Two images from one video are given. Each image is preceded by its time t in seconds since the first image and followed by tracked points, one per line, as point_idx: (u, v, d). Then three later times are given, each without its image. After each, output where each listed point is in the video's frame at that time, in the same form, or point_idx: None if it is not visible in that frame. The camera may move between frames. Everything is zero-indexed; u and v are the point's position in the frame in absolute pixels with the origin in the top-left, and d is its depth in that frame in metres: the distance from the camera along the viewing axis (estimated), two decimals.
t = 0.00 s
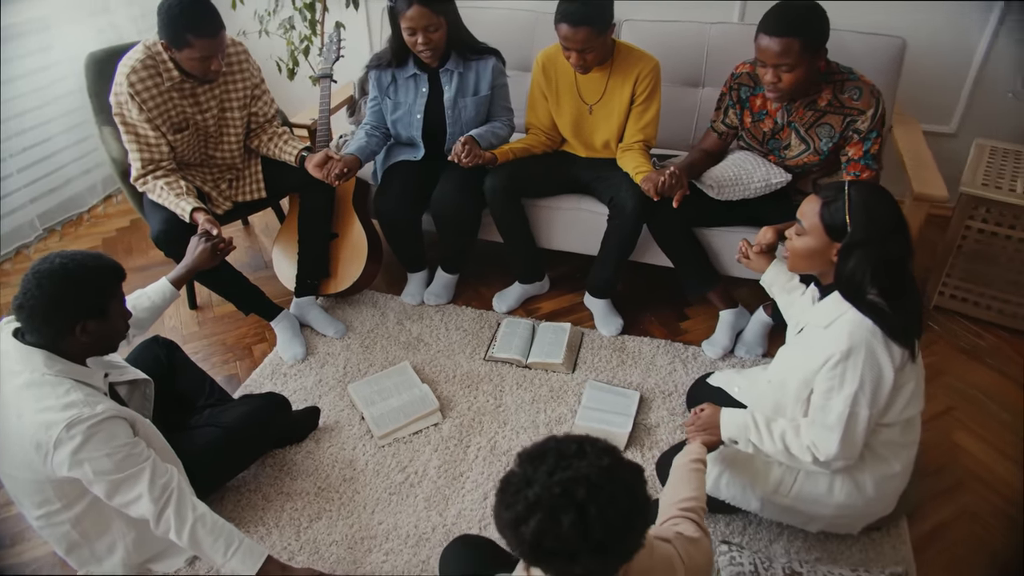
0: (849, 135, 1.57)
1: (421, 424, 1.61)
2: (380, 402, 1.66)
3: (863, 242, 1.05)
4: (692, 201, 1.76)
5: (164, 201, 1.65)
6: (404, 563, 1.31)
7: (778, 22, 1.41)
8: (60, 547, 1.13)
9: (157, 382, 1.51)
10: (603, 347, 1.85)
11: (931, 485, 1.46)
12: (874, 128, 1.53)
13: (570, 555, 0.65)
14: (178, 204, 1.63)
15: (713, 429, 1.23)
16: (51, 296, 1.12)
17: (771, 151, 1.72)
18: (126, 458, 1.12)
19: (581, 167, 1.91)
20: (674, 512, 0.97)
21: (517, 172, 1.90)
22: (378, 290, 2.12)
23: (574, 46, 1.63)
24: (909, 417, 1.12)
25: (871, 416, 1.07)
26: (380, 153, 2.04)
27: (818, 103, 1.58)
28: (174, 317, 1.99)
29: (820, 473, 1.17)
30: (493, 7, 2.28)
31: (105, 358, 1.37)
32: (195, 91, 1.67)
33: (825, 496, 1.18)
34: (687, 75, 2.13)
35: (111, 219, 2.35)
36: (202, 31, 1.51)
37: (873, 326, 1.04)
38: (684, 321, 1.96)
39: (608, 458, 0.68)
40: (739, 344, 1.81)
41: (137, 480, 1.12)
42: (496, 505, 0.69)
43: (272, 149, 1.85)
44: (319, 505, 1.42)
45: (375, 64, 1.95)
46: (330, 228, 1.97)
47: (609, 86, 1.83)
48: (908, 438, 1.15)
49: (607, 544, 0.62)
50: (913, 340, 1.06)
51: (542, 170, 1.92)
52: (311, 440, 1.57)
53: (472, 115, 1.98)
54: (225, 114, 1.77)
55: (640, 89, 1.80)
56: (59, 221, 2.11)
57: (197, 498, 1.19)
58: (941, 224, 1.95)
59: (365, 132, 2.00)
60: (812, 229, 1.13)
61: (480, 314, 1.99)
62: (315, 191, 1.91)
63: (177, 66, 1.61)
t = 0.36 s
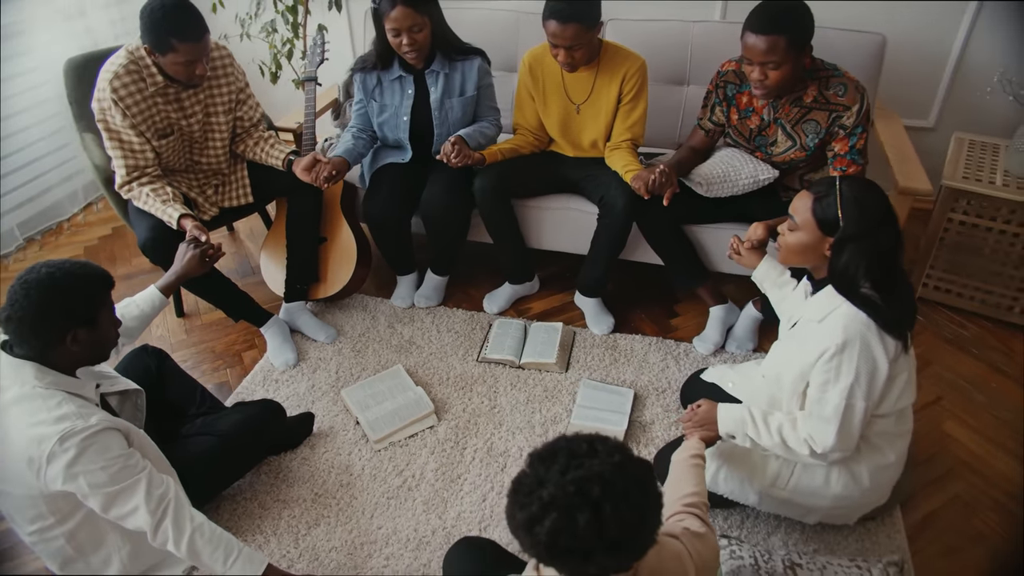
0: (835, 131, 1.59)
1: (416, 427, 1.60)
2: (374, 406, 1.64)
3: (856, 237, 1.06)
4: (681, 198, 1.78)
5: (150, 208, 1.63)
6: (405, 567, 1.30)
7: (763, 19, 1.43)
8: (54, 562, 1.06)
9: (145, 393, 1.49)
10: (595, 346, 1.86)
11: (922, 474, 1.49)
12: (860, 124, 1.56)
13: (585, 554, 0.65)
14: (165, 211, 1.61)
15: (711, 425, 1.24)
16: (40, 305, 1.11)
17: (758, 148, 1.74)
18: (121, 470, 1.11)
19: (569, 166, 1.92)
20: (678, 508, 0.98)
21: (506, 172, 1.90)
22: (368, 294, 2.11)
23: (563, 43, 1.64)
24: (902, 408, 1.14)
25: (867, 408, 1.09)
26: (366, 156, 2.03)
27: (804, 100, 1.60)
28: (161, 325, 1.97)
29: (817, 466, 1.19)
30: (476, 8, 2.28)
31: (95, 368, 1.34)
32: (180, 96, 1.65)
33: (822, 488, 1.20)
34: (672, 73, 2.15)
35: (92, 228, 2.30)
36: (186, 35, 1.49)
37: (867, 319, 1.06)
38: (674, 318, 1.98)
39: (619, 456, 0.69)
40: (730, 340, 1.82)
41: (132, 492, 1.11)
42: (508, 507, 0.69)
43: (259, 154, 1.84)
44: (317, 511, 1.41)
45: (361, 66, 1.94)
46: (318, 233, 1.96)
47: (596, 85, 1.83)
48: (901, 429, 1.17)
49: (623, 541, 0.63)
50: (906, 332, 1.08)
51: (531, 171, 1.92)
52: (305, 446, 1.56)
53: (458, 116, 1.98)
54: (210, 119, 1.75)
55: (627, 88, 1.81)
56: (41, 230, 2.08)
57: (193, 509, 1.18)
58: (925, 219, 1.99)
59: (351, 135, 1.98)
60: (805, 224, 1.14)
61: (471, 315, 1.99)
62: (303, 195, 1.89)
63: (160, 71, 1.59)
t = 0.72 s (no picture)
0: (822, 126, 1.61)
1: (413, 430, 1.59)
2: (370, 410, 1.63)
3: (850, 230, 1.08)
4: (672, 196, 1.79)
5: (137, 215, 1.61)
6: (408, 571, 1.30)
7: (748, 17, 1.45)
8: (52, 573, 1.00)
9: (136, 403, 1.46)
10: (588, 344, 1.87)
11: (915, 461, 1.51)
12: (846, 119, 1.58)
13: (604, 551, 0.65)
14: (153, 217, 1.59)
15: (710, 420, 1.25)
16: (24, 315, 1.09)
17: (746, 145, 1.76)
18: (117, 480, 1.08)
19: (559, 165, 1.92)
20: (684, 503, 0.98)
21: (496, 172, 1.90)
22: (358, 297, 2.09)
23: (553, 36, 1.64)
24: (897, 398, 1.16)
25: (865, 399, 1.10)
26: (354, 159, 2.01)
27: (790, 96, 1.62)
28: (148, 333, 1.94)
29: (815, 457, 1.21)
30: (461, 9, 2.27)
31: (85, 379, 1.31)
32: (165, 101, 1.63)
33: (820, 479, 1.22)
34: (657, 72, 2.16)
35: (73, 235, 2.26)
36: (171, 39, 1.47)
37: (863, 311, 1.07)
38: (666, 315, 1.99)
39: (635, 453, 0.70)
40: (722, 335, 1.84)
41: (129, 502, 1.08)
42: (526, 507, 0.70)
43: (246, 158, 1.81)
44: (317, 518, 1.40)
45: (347, 69, 1.93)
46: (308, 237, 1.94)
47: (585, 84, 1.84)
48: (897, 418, 1.19)
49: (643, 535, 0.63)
50: (901, 323, 1.09)
51: (521, 171, 1.92)
52: (302, 452, 1.55)
53: (446, 117, 1.97)
54: (196, 124, 1.73)
55: (615, 87, 1.81)
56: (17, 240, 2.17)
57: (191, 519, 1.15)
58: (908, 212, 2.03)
59: (339, 138, 1.97)
60: (800, 219, 1.16)
61: (463, 316, 1.98)
62: (292, 200, 1.85)
63: (145, 76, 1.56)
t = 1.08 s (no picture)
0: (812, 122, 1.63)
1: (411, 432, 1.59)
2: (368, 413, 1.62)
3: (848, 225, 1.09)
4: (665, 193, 1.80)
5: (128, 221, 1.58)
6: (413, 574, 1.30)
7: (739, 14, 1.46)
8: None
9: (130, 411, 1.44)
10: (584, 342, 1.87)
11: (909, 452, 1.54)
12: (836, 115, 1.60)
13: (624, 548, 0.66)
14: (144, 223, 1.57)
15: (711, 415, 1.26)
16: (8, 324, 1.05)
17: (737, 141, 1.77)
18: (114, 489, 1.04)
19: (551, 165, 1.92)
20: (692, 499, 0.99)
21: (489, 173, 1.90)
22: (351, 300, 2.08)
23: (546, 26, 1.65)
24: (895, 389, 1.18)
25: (864, 391, 1.12)
26: (346, 161, 2.00)
27: (781, 93, 1.64)
28: (139, 341, 1.91)
29: (816, 449, 1.22)
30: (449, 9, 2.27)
31: (77, 388, 1.27)
32: (153, 105, 1.61)
33: (821, 471, 1.23)
34: (647, 70, 2.17)
35: (57, 244, 2.19)
36: (160, 42, 1.45)
37: (861, 305, 1.09)
38: (659, 312, 2.00)
39: (652, 450, 0.70)
40: (716, 331, 1.86)
41: (127, 512, 1.04)
42: (544, 506, 0.70)
43: (236, 162, 1.80)
44: (318, 523, 1.39)
45: (337, 71, 1.92)
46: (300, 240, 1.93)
47: (576, 83, 1.85)
48: (895, 410, 1.21)
49: (663, 530, 0.64)
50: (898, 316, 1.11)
51: (513, 171, 1.92)
52: (300, 457, 1.54)
53: (437, 117, 1.96)
54: (185, 128, 1.71)
55: (607, 85, 1.82)
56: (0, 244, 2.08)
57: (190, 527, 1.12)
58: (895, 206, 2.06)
59: (329, 140, 1.96)
60: (797, 214, 1.17)
61: (458, 317, 1.98)
62: (284, 203, 1.85)
63: (133, 80, 1.54)
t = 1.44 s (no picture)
0: (799, 118, 1.65)
1: (408, 434, 1.58)
2: (363, 416, 1.61)
3: (840, 218, 1.11)
4: (654, 190, 1.81)
5: (115, 228, 1.56)
6: None
7: (726, 12, 1.48)
8: None
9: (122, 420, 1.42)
10: (577, 340, 1.88)
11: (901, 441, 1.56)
12: (822, 111, 1.62)
13: (638, 542, 0.67)
14: (131, 230, 1.55)
15: (708, 409, 1.27)
16: None
17: (724, 138, 1.79)
18: (110, 499, 1.01)
19: (540, 164, 1.93)
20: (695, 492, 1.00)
21: (479, 173, 1.90)
22: (341, 304, 2.07)
23: (534, 23, 1.65)
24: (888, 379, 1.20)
25: (858, 381, 1.15)
26: (333, 164, 1.98)
27: (767, 90, 1.66)
28: (126, 349, 1.89)
29: (811, 441, 1.24)
30: (433, 9, 2.26)
31: (66, 397, 1.24)
32: (138, 110, 1.59)
33: (817, 462, 1.25)
34: (632, 69, 2.18)
35: (37, 253, 2.20)
36: (145, 46, 1.43)
37: (855, 297, 1.12)
38: (650, 309, 2.01)
39: (663, 444, 0.71)
40: (706, 326, 1.87)
41: (124, 521, 1.01)
42: (557, 502, 0.71)
43: (223, 166, 1.78)
44: (318, 528, 1.38)
45: (323, 73, 1.90)
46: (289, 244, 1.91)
47: (564, 81, 1.85)
48: (888, 399, 1.23)
49: (677, 524, 0.65)
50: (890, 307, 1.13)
51: (503, 171, 1.92)
52: (297, 462, 1.53)
53: (425, 117, 1.95)
54: (170, 133, 1.69)
55: (595, 84, 1.83)
56: None
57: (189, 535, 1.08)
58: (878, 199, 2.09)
59: (317, 143, 1.94)
60: (789, 209, 1.19)
61: (450, 318, 1.98)
62: (272, 206, 1.83)
63: (117, 84, 1.52)
